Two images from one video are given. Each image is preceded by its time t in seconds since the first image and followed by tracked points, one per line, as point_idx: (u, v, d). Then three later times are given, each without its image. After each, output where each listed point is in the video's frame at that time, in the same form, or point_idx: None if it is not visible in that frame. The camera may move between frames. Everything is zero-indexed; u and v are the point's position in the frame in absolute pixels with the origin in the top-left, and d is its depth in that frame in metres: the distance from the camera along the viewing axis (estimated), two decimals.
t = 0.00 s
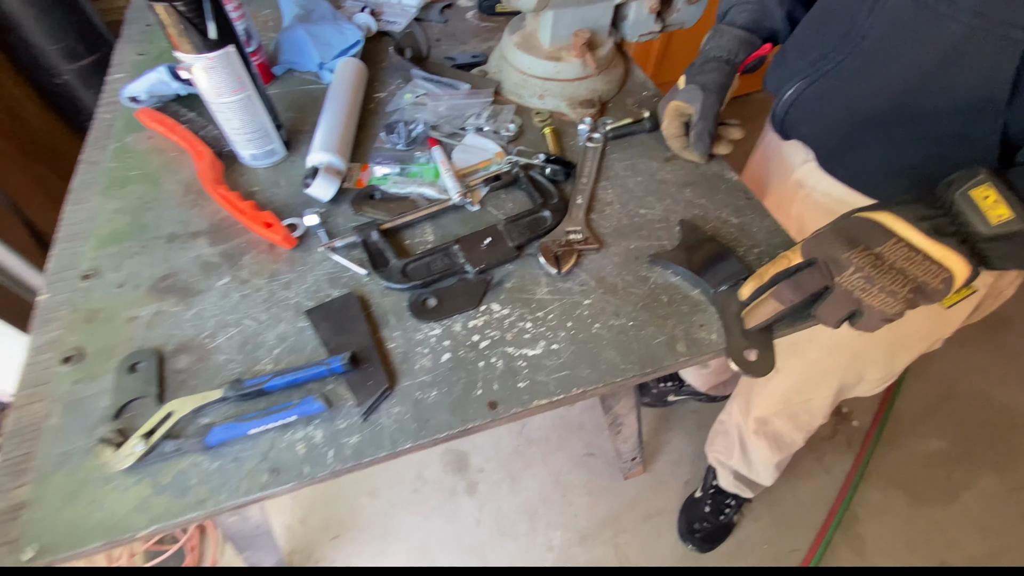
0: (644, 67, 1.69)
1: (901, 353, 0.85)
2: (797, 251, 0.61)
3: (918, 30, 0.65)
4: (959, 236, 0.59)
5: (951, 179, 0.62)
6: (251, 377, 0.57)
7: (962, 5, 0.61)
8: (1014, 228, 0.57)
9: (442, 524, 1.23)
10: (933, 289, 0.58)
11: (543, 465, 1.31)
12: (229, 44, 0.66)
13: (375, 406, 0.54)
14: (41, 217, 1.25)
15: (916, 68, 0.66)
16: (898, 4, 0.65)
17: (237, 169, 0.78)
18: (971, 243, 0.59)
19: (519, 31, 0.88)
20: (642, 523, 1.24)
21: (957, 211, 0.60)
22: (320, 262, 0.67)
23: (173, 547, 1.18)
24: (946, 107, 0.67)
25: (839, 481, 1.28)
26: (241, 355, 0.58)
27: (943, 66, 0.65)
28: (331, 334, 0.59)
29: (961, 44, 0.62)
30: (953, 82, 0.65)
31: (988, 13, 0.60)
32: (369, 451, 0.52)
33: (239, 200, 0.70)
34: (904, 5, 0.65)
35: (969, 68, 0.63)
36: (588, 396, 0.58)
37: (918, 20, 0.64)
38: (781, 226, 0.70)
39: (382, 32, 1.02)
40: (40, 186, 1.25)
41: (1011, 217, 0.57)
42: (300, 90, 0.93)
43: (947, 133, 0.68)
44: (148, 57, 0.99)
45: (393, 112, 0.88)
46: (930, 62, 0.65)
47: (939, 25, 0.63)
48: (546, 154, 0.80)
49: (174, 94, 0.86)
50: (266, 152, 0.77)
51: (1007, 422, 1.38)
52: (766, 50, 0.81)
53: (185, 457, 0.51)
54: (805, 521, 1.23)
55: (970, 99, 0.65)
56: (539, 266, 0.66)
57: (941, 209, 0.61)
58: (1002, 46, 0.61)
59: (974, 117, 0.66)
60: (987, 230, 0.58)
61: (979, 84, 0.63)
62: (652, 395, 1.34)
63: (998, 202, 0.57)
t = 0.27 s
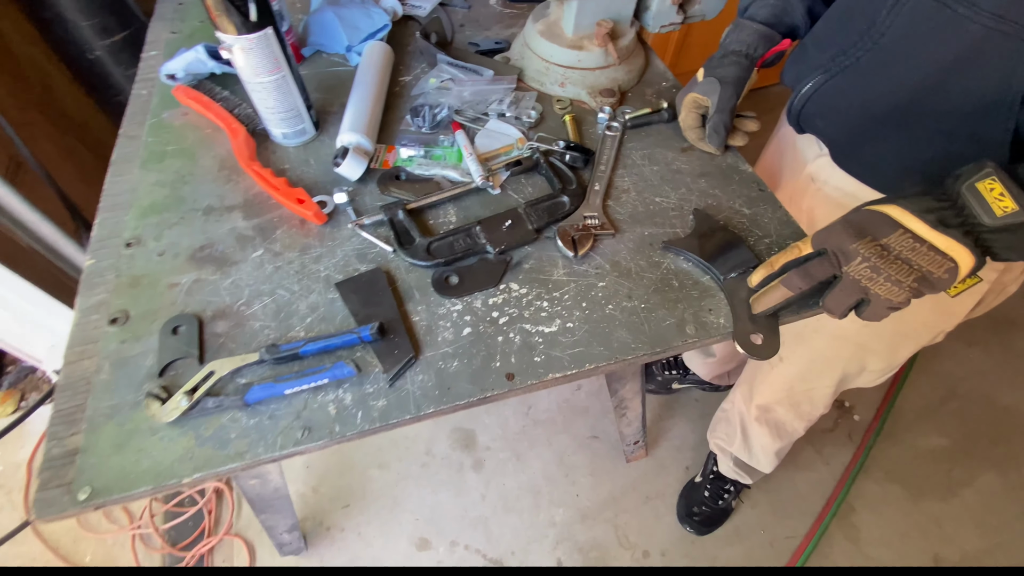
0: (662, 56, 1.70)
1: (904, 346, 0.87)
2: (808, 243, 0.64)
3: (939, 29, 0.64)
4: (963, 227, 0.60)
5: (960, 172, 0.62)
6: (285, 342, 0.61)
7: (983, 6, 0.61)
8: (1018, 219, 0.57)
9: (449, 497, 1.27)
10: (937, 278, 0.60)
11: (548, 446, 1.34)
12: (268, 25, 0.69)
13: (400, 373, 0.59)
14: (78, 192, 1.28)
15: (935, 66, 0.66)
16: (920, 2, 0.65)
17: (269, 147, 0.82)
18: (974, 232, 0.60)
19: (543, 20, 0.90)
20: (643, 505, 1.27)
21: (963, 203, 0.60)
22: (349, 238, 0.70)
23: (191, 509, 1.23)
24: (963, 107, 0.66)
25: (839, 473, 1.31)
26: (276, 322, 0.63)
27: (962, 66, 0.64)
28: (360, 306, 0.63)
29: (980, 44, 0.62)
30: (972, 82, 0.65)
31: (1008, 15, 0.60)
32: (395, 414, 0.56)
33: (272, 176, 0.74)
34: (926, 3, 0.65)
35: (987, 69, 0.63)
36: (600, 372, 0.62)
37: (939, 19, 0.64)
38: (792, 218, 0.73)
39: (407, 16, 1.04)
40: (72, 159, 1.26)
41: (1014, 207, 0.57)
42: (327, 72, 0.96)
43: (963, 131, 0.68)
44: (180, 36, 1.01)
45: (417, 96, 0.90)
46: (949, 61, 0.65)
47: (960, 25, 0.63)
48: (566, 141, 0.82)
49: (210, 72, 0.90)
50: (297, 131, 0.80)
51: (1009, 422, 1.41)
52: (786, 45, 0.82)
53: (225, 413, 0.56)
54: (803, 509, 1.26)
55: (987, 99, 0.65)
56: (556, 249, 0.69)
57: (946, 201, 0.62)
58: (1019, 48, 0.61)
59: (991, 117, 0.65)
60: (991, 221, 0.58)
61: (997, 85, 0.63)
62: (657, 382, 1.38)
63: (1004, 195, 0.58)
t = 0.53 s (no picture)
0: (678, 62, 1.73)
1: (905, 353, 0.90)
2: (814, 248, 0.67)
3: (944, 46, 0.67)
4: (959, 236, 0.62)
5: (960, 183, 0.64)
6: (313, 328, 0.65)
7: (987, 25, 0.63)
8: (1012, 227, 0.59)
9: (455, 487, 1.31)
10: (935, 284, 0.62)
11: (553, 441, 1.38)
12: (303, 28, 0.73)
13: (421, 359, 0.62)
14: (107, 180, 1.31)
15: (940, 81, 0.68)
16: (926, 18, 0.67)
17: (298, 143, 0.86)
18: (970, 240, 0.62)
19: (563, 26, 0.93)
20: (644, 502, 1.30)
21: (960, 213, 0.63)
22: (374, 232, 0.74)
23: (206, 490, 1.28)
24: (966, 120, 0.69)
25: (840, 478, 1.33)
26: (304, 308, 0.67)
27: (965, 81, 0.66)
28: (383, 296, 0.67)
29: (983, 61, 0.65)
30: (975, 97, 0.67)
31: (1011, 34, 0.62)
32: (415, 398, 0.60)
33: (302, 170, 0.78)
34: (932, 20, 0.67)
35: (990, 85, 0.65)
36: (609, 366, 0.65)
37: (945, 36, 0.66)
38: (798, 224, 0.75)
39: (431, 19, 1.07)
40: (101, 148, 1.30)
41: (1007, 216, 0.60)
42: (353, 71, 0.99)
43: (965, 144, 0.70)
44: (214, 33, 1.05)
45: (440, 97, 0.94)
46: (953, 76, 0.67)
47: (964, 42, 0.65)
48: (582, 144, 0.85)
49: (243, 70, 0.94)
50: (326, 128, 0.84)
51: (1013, 434, 1.42)
52: (801, 59, 0.84)
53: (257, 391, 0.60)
54: (803, 512, 1.28)
55: (989, 114, 0.67)
56: (570, 247, 0.73)
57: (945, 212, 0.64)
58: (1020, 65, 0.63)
59: (993, 131, 0.68)
60: (986, 229, 0.61)
61: (999, 100, 0.65)
62: (662, 382, 1.42)
63: (998, 205, 0.60)
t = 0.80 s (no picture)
0: (686, 66, 1.73)
1: (912, 359, 0.90)
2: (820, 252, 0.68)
3: (952, 54, 0.67)
4: (961, 238, 0.61)
5: (962, 183, 0.63)
6: (325, 324, 0.67)
7: (995, 32, 0.63)
8: (1013, 228, 0.58)
9: (459, 485, 1.32)
10: (938, 285, 0.62)
11: (556, 441, 1.39)
12: (319, 31, 0.74)
13: (430, 357, 0.64)
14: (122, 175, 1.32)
15: (949, 88, 0.68)
16: (935, 26, 0.67)
17: (312, 142, 0.88)
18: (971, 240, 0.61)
19: (574, 30, 0.93)
20: (647, 503, 1.31)
21: (962, 215, 0.62)
22: (385, 231, 0.76)
23: (213, 483, 1.30)
24: (976, 129, 0.68)
25: (843, 483, 1.33)
26: (317, 305, 0.68)
27: (974, 89, 0.66)
28: (394, 294, 0.69)
29: (992, 69, 0.64)
30: (985, 103, 0.66)
31: (1019, 42, 0.62)
32: (424, 394, 0.62)
33: (315, 170, 0.79)
34: (941, 27, 0.67)
35: (999, 93, 0.65)
36: (615, 366, 0.66)
37: (953, 44, 0.66)
38: (804, 229, 0.76)
39: (442, 21, 1.09)
40: (116, 145, 1.32)
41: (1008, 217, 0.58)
42: (366, 72, 1.00)
43: (975, 151, 0.69)
44: (229, 32, 1.07)
45: (451, 99, 0.95)
46: (963, 82, 0.67)
47: (972, 50, 0.65)
48: (591, 147, 0.86)
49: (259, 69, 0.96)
50: (339, 128, 0.86)
51: (1019, 443, 1.41)
52: (809, 68, 0.85)
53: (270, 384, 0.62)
54: (805, 516, 1.29)
55: (999, 122, 0.66)
56: (578, 249, 0.74)
57: (948, 213, 0.63)
58: None
59: (1003, 139, 0.67)
60: (987, 231, 0.60)
61: (1008, 108, 0.65)
62: (667, 384, 1.42)
63: (999, 206, 0.59)
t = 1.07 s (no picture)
0: (689, 69, 1.73)
1: (915, 368, 0.90)
2: (823, 257, 0.67)
3: (958, 64, 0.66)
4: (962, 246, 0.61)
5: (964, 190, 0.63)
6: (326, 325, 0.67)
7: (1001, 43, 0.62)
8: (1014, 237, 0.58)
9: (457, 487, 1.32)
10: (939, 292, 0.62)
11: (555, 444, 1.38)
12: (324, 32, 0.74)
13: (431, 360, 0.64)
14: (123, 173, 1.34)
15: (955, 97, 0.67)
16: (940, 37, 0.66)
17: (315, 143, 0.87)
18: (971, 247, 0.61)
19: (578, 33, 0.93)
20: (645, 507, 1.30)
21: (963, 223, 0.62)
22: (387, 233, 0.76)
23: (211, 482, 1.29)
24: (984, 136, 0.67)
25: (842, 489, 1.33)
26: (318, 306, 0.68)
27: (982, 98, 0.66)
28: (395, 296, 0.69)
29: (999, 79, 0.64)
30: (992, 113, 0.66)
31: None
32: (424, 397, 0.61)
33: (318, 171, 0.79)
34: (946, 38, 0.66)
35: (1007, 102, 0.64)
36: (616, 371, 0.66)
37: (959, 54, 0.65)
38: (807, 236, 0.76)
39: (446, 23, 1.09)
40: (118, 142, 1.33)
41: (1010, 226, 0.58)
42: (369, 73, 1.01)
43: (984, 158, 0.69)
44: (233, 32, 1.07)
45: (455, 101, 0.95)
46: (969, 93, 0.66)
47: (978, 60, 0.64)
48: (593, 151, 0.86)
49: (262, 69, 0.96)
50: (342, 129, 0.86)
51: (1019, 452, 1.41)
52: (813, 76, 0.85)
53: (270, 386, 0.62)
54: (804, 522, 1.28)
55: (1008, 129, 0.65)
56: (580, 253, 0.74)
57: (949, 220, 0.63)
58: None
59: (1012, 146, 0.66)
60: (987, 239, 0.60)
61: (1016, 116, 0.64)
62: (666, 389, 1.42)
63: (1000, 215, 0.59)
